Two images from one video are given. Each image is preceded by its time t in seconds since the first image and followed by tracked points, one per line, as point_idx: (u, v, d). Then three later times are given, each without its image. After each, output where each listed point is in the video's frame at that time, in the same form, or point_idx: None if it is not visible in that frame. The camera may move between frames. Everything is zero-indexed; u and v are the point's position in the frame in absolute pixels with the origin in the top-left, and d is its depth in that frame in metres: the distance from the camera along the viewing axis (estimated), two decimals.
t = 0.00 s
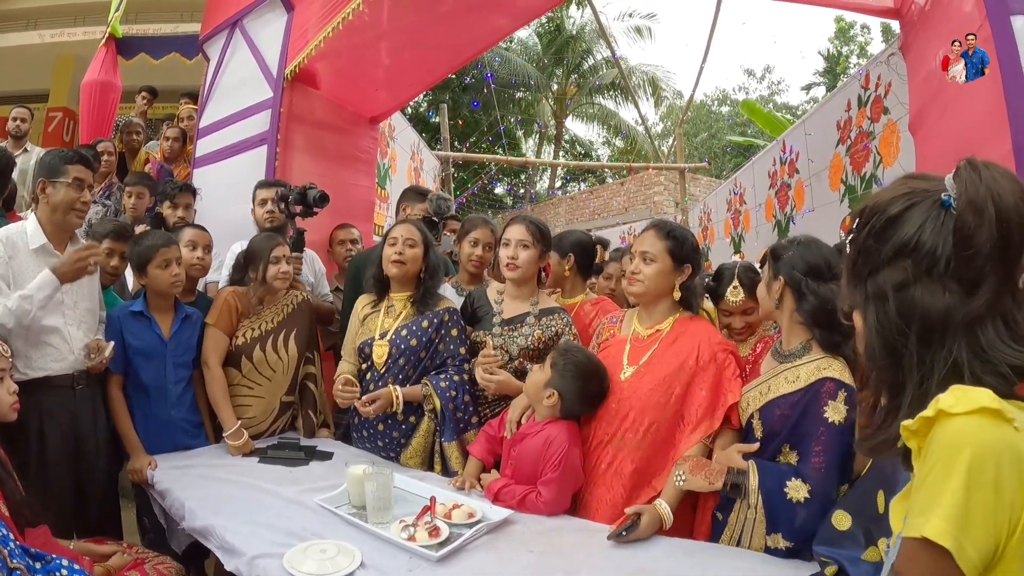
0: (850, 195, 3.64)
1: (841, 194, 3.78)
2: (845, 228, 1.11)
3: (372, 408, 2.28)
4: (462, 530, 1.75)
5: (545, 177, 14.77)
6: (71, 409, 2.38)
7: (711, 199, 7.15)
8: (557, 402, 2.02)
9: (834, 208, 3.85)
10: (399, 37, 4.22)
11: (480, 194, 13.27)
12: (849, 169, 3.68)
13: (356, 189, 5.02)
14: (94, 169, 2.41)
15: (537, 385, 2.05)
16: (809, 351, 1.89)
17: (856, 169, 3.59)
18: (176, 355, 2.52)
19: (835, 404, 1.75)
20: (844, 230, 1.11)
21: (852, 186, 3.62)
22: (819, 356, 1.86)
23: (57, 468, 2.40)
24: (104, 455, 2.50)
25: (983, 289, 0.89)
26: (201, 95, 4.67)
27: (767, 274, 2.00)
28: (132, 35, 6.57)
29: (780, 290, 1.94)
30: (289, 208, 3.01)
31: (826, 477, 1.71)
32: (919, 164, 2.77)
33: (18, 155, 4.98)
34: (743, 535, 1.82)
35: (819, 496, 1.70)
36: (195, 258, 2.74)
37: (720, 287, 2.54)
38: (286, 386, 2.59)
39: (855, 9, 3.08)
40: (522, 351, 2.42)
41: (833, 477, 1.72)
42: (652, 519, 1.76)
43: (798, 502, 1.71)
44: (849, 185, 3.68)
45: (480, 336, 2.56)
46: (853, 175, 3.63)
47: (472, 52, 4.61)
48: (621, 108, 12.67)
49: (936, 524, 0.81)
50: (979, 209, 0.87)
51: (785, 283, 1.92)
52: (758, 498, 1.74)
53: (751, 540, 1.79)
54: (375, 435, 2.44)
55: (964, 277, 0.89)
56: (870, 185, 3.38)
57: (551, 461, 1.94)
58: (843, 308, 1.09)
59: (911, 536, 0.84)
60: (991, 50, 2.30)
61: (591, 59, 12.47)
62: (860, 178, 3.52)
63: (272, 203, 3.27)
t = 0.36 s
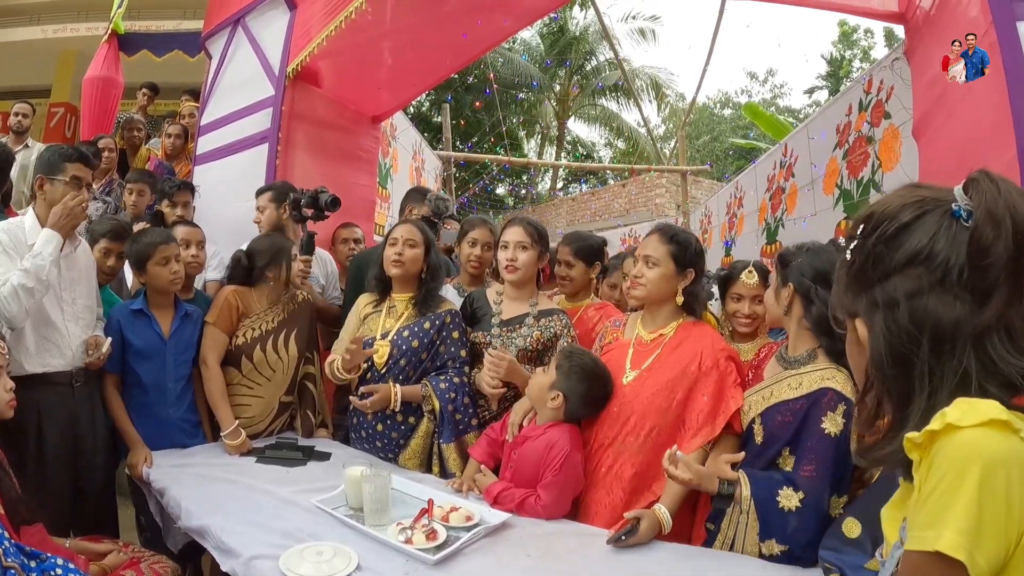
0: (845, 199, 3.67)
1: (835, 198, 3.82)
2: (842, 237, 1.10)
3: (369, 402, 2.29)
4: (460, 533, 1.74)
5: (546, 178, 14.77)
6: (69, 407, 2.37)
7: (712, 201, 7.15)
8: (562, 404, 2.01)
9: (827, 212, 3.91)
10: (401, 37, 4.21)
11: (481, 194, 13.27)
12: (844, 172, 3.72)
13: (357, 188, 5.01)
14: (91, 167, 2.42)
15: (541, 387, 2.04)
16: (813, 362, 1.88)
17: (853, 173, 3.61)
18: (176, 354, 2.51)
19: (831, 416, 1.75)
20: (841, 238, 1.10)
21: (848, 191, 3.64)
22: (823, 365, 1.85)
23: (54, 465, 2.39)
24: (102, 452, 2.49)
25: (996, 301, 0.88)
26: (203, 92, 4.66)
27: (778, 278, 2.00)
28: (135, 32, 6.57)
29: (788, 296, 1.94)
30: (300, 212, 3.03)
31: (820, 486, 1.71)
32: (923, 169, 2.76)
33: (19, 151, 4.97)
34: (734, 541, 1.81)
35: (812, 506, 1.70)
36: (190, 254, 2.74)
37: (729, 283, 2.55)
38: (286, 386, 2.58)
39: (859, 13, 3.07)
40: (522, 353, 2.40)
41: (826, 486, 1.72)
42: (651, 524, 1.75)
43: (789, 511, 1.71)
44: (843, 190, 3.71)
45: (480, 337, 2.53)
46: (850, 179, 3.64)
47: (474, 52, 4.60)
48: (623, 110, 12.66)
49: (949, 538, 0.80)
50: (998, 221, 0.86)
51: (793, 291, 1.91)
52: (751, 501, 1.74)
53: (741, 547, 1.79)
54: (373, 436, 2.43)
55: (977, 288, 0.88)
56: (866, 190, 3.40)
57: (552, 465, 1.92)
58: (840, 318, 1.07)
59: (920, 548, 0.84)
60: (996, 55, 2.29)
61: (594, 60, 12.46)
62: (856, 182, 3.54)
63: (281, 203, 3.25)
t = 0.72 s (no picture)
0: (837, 194, 3.67)
1: (827, 193, 3.82)
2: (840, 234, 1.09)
3: (361, 397, 2.29)
4: (455, 535, 1.73)
5: (540, 177, 14.76)
6: (59, 415, 2.35)
7: (704, 198, 7.15)
8: (557, 405, 2.00)
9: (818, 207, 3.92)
10: (391, 37, 4.20)
11: (474, 194, 13.24)
12: (836, 166, 3.71)
13: (348, 190, 4.99)
14: (79, 173, 2.40)
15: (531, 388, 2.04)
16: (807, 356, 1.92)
17: (843, 167, 3.61)
18: (167, 359, 2.49)
19: (839, 407, 1.78)
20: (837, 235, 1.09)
21: (840, 185, 3.63)
22: (820, 359, 1.89)
23: (45, 474, 2.36)
24: (94, 460, 2.47)
25: (1007, 290, 0.87)
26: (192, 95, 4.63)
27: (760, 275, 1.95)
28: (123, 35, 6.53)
29: (778, 291, 1.91)
30: (293, 216, 3.06)
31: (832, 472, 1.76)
32: (915, 162, 2.76)
33: (7, 157, 4.92)
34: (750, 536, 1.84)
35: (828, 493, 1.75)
36: (180, 259, 2.72)
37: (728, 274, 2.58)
38: (280, 391, 2.57)
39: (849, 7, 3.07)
40: (517, 353, 2.39)
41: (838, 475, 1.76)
42: (646, 524, 1.75)
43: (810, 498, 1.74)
44: (834, 184, 3.71)
45: (475, 338, 2.52)
46: (840, 173, 3.64)
47: (466, 52, 4.59)
48: (615, 108, 12.67)
49: (944, 523, 0.79)
50: (1007, 210, 0.86)
51: (785, 287, 1.90)
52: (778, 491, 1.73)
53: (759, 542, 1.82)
54: (367, 439, 2.41)
55: (988, 277, 0.88)
56: (858, 184, 3.39)
57: (547, 467, 1.91)
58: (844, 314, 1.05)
59: (918, 535, 0.82)
60: (988, 47, 2.28)
61: (585, 58, 12.45)
62: (848, 176, 3.53)
63: (271, 209, 3.16)
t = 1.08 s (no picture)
0: (862, 187, 3.56)
1: (849, 187, 3.73)
2: (889, 223, 1.02)
3: (375, 401, 2.29)
4: (471, 538, 1.71)
5: (547, 177, 14.73)
6: (71, 421, 2.35)
7: (716, 194, 7.10)
8: (569, 407, 1.97)
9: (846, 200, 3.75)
10: (398, 38, 4.18)
11: (482, 195, 13.24)
12: (858, 161, 3.62)
13: (357, 192, 4.98)
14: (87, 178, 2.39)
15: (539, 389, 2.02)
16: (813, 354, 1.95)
17: (864, 160, 3.53)
18: (178, 364, 2.48)
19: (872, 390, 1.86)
20: (886, 225, 1.02)
21: (863, 179, 3.54)
22: (833, 348, 1.93)
23: (58, 480, 2.36)
24: (106, 466, 2.46)
25: None
26: (200, 100, 4.63)
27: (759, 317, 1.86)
28: (132, 42, 6.56)
29: (787, 326, 1.85)
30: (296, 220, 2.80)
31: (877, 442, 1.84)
32: (931, 154, 2.72)
33: (18, 164, 4.95)
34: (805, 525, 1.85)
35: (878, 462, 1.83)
36: (191, 264, 2.72)
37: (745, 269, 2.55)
38: (292, 394, 2.55)
39: None
40: (530, 353, 2.38)
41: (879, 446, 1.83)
42: (665, 524, 1.72)
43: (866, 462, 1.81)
44: (856, 178, 3.63)
45: (488, 338, 2.50)
46: (863, 167, 3.55)
47: (473, 51, 4.56)
48: (622, 106, 12.62)
49: (1010, 522, 0.76)
50: None
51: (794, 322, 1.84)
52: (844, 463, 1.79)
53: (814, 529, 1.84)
54: (381, 441, 2.40)
55: None
56: (880, 178, 3.33)
57: (563, 468, 1.89)
58: (898, 306, 0.96)
59: (981, 532, 0.79)
60: (1002, 36, 2.25)
61: (591, 56, 12.41)
62: (869, 171, 3.46)
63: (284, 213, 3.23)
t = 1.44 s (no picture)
0: (867, 189, 3.55)
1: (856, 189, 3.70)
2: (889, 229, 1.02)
3: (375, 398, 2.28)
4: (469, 536, 1.70)
5: (548, 175, 14.71)
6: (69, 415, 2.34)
7: (717, 195, 7.09)
8: (564, 407, 1.97)
9: (850, 202, 3.75)
10: (401, 34, 4.18)
11: (483, 193, 13.23)
12: (863, 163, 3.60)
13: (358, 188, 4.97)
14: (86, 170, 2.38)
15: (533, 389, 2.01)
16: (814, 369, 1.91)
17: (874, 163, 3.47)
18: (177, 359, 2.48)
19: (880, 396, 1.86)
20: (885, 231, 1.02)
21: (868, 181, 3.52)
22: (836, 357, 1.90)
23: (56, 473, 2.36)
24: (104, 460, 2.46)
25: None
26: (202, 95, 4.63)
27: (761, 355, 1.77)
28: (134, 36, 6.54)
29: (789, 360, 1.78)
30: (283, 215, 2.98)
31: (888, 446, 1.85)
32: (935, 156, 2.71)
33: (18, 157, 4.94)
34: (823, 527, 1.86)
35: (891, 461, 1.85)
36: (191, 259, 2.70)
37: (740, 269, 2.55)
38: (290, 390, 2.55)
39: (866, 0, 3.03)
40: (527, 350, 2.37)
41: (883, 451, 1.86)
42: (663, 524, 1.72)
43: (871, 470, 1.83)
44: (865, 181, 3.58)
45: (486, 336, 2.48)
46: (868, 169, 3.54)
47: (476, 48, 4.55)
48: (624, 106, 12.61)
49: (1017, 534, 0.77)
50: None
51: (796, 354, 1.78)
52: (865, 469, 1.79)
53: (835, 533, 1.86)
54: (381, 437, 2.39)
55: None
56: (884, 180, 3.32)
57: (562, 466, 1.89)
58: (900, 312, 0.96)
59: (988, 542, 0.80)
60: (1006, 38, 2.24)
61: (594, 56, 12.39)
62: (873, 172, 3.45)
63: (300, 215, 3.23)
